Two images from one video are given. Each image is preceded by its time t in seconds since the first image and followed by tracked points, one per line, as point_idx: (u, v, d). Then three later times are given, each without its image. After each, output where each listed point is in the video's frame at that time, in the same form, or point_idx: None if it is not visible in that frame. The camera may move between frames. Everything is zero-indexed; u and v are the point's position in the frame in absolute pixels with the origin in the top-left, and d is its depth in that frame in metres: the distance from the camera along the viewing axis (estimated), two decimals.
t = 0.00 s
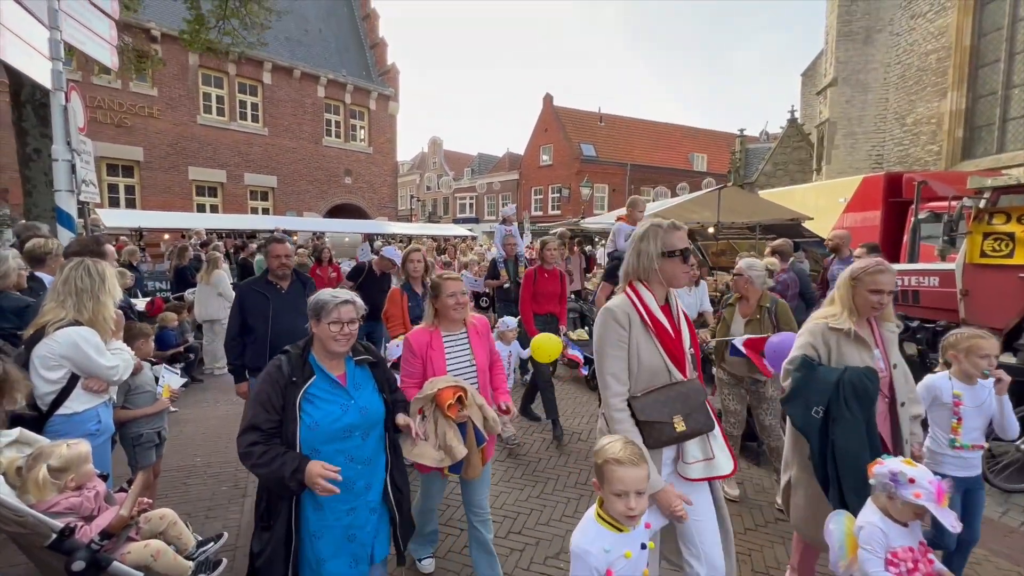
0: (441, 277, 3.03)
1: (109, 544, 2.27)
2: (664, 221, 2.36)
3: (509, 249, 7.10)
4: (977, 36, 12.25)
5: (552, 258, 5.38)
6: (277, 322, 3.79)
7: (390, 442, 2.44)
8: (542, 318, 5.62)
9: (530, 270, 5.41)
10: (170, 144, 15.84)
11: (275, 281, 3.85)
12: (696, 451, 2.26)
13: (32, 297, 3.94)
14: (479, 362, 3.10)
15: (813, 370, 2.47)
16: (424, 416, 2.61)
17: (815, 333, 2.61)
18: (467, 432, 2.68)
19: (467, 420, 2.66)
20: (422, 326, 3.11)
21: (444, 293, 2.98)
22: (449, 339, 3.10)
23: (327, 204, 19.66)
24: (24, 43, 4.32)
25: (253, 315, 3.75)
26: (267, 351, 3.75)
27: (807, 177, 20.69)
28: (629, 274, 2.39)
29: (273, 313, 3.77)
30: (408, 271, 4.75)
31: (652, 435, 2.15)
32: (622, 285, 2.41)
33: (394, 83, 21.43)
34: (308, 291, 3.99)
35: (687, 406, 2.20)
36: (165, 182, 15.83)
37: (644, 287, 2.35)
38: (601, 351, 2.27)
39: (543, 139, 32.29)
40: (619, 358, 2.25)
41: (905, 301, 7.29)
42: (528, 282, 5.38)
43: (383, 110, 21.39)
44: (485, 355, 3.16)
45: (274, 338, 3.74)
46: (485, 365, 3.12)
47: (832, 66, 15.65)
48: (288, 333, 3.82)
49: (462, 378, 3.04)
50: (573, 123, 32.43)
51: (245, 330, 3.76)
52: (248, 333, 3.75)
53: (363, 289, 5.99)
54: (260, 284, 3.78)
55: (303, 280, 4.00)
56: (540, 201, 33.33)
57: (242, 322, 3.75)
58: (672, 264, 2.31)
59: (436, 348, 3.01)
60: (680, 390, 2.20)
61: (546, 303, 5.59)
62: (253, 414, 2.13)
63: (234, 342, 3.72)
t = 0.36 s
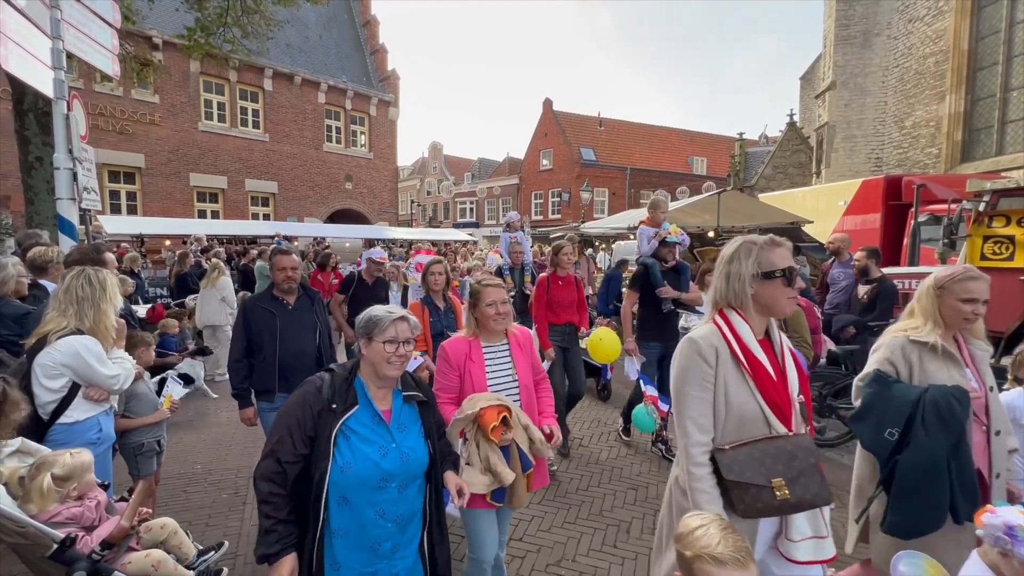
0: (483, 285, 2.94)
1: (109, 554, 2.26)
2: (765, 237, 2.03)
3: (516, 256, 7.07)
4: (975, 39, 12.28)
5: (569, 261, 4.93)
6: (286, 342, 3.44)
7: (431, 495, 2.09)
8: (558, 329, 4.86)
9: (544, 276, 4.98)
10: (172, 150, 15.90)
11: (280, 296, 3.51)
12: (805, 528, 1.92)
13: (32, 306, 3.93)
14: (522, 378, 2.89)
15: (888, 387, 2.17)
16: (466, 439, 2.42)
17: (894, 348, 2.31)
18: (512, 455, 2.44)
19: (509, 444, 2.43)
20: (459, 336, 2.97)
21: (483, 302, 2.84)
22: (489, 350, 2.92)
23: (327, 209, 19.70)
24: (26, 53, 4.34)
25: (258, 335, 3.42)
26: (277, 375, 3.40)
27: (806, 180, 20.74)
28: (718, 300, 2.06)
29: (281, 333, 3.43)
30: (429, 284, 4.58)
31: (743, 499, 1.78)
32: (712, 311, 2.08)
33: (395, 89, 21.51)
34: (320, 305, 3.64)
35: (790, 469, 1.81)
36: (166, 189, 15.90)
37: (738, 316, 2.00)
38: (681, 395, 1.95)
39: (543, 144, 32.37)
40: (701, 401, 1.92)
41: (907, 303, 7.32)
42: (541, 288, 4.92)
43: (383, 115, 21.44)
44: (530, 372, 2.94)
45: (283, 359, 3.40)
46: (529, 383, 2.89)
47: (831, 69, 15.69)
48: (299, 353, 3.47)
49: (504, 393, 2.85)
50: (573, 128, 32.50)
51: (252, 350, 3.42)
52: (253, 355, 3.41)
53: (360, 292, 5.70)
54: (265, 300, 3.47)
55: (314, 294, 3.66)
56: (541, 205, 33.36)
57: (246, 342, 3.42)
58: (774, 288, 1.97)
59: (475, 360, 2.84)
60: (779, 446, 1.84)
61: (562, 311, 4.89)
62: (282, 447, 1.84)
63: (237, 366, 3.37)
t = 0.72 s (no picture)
0: (518, 303, 2.71)
1: (105, 561, 2.25)
2: (913, 224, 1.63)
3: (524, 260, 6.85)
4: (972, 41, 12.33)
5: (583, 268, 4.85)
6: (282, 351, 3.40)
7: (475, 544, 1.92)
8: (572, 340, 4.83)
9: (558, 283, 4.96)
10: (171, 155, 15.93)
11: (275, 302, 3.49)
12: None
13: (29, 311, 3.92)
14: (568, 406, 2.64)
15: (983, 407, 2.02)
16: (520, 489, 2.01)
17: (982, 362, 2.15)
18: (569, 502, 2.08)
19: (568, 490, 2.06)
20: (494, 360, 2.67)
21: (515, 321, 2.64)
22: (528, 377, 2.64)
23: (327, 213, 19.70)
24: (25, 59, 4.35)
25: (253, 345, 3.36)
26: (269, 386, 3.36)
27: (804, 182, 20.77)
28: (844, 300, 1.65)
29: (275, 342, 3.39)
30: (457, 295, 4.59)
31: (885, 556, 1.34)
32: (835, 316, 1.66)
33: (394, 93, 21.54)
34: (317, 312, 3.60)
35: (961, 525, 1.37)
36: (165, 193, 15.92)
37: (876, 324, 1.58)
38: (798, 415, 1.55)
39: (542, 147, 32.41)
40: (824, 423, 1.51)
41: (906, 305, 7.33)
42: (555, 296, 4.91)
43: (382, 119, 21.47)
44: (572, 398, 2.69)
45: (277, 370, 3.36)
46: (578, 411, 2.65)
47: (829, 71, 15.73)
48: (296, 363, 3.43)
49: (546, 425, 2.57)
50: (571, 131, 32.57)
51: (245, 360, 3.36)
52: (250, 366, 3.36)
53: (354, 298, 5.42)
54: (260, 308, 3.44)
55: (310, 300, 3.63)
56: (540, 208, 33.36)
57: (241, 353, 3.36)
58: (930, 289, 1.56)
59: (515, 391, 2.54)
60: (936, 491, 1.40)
61: (576, 321, 4.89)
62: (298, 488, 1.80)
63: (234, 378, 3.32)
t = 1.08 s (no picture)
0: (577, 316, 2.21)
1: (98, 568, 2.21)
2: None
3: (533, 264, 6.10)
4: (966, 43, 12.40)
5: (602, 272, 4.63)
6: (280, 372, 3.02)
7: None
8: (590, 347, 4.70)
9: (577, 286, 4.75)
10: (168, 159, 15.92)
11: (275, 316, 3.09)
12: None
13: (21, 315, 3.89)
14: (628, 443, 2.19)
15: None
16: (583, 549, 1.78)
17: None
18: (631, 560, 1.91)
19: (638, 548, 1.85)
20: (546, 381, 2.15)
21: (570, 339, 2.16)
22: (582, 407, 2.14)
23: (325, 216, 19.68)
24: (19, 63, 4.34)
25: (250, 363, 3.00)
26: (270, 411, 3.01)
27: (802, 185, 20.83)
28: None
29: (275, 363, 3.02)
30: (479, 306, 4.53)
31: None
32: None
33: (391, 96, 21.56)
34: (322, 327, 3.21)
35: None
36: (162, 197, 15.90)
37: None
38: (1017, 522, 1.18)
39: (540, 150, 32.47)
40: None
41: (904, 306, 7.34)
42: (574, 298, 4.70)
43: (380, 123, 21.46)
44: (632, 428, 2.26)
45: (278, 393, 3.00)
46: (637, 447, 2.20)
47: (825, 73, 15.79)
48: (296, 386, 3.04)
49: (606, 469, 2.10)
50: (569, 133, 32.65)
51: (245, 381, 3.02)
52: (247, 386, 3.02)
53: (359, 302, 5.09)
54: (258, 322, 3.06)
55: (314, 314, 3.22)
56: (538, 211, 33.37)
57: (236, 370, 3.02)
58: None
59: (571, 425, 2.04)
60: None
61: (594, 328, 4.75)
62: None
63: (228, 397, 3.00)
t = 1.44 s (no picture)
0: (688, 333, 2.03)
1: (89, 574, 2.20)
2: None
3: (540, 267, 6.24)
4: (959, 47, 12.51)
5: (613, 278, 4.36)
6: (292, 385, 2.63)
7: None
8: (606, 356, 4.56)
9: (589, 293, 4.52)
10: (165, 162, 15.87)
11: (289, 321, 2.71)
12: None
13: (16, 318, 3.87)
14: (748, 487, 1.94)
15: None
16: None
17: None
18: None
19: None
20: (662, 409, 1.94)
21: (681, 359, 2.02)
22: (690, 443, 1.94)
23: (322, 219, 19.63)
24: (14, 66, 4.33)
25: (257, 374, 2.61)
26: (279, 429, 2.61)
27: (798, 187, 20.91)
28: None
29: (287, 375, 2.62)
30: (504, 323, 3.58)
31: None
32: None
33: (388, 99, 21.58)
34: (340, 334, 2.81)
35: None
36: (159, 200, 15.85)
37: None
38: None
39: (537, 152, 32.53)
40: None
41: (899, 307, 7.38)
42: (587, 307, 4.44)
43: (377, 125, 21.45)
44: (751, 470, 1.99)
45: (289, 409, 2.61)
46: (758, 486, 1.96)
47: (819, 77, 15.89)
48: (309, 402, 2.65)
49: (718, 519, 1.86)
50: (566, 136, 32.74)
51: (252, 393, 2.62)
52: (254, 400, 2.62)
53: (362, 307, 4.81)
54: (268, 326, 2.67)
55: (331, 319, 2.83)
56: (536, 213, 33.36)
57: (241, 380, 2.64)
58: None
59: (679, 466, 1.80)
60: None
61: (609, 337, 4.51)
62: None
63: (233, 411, 2.61)
